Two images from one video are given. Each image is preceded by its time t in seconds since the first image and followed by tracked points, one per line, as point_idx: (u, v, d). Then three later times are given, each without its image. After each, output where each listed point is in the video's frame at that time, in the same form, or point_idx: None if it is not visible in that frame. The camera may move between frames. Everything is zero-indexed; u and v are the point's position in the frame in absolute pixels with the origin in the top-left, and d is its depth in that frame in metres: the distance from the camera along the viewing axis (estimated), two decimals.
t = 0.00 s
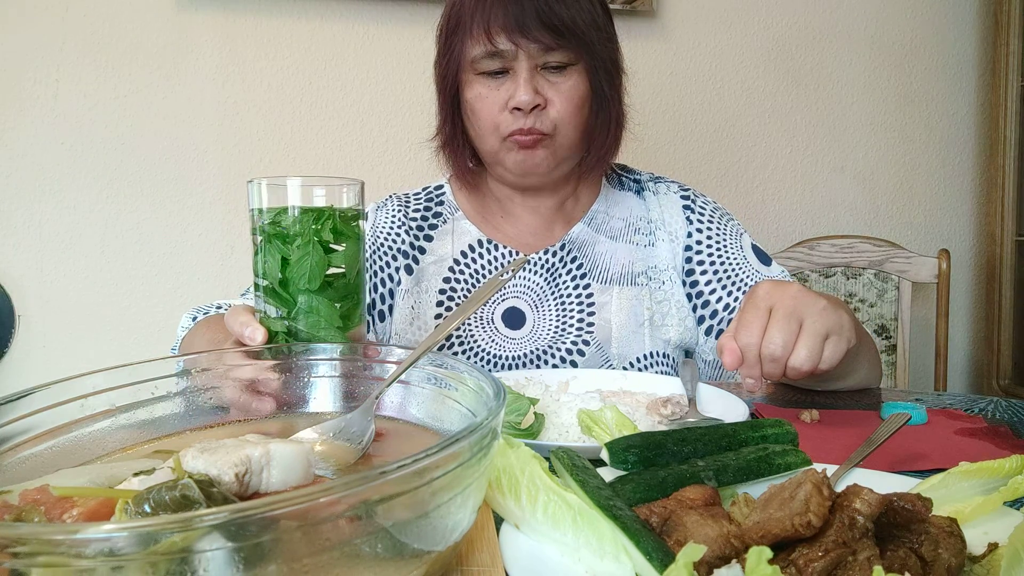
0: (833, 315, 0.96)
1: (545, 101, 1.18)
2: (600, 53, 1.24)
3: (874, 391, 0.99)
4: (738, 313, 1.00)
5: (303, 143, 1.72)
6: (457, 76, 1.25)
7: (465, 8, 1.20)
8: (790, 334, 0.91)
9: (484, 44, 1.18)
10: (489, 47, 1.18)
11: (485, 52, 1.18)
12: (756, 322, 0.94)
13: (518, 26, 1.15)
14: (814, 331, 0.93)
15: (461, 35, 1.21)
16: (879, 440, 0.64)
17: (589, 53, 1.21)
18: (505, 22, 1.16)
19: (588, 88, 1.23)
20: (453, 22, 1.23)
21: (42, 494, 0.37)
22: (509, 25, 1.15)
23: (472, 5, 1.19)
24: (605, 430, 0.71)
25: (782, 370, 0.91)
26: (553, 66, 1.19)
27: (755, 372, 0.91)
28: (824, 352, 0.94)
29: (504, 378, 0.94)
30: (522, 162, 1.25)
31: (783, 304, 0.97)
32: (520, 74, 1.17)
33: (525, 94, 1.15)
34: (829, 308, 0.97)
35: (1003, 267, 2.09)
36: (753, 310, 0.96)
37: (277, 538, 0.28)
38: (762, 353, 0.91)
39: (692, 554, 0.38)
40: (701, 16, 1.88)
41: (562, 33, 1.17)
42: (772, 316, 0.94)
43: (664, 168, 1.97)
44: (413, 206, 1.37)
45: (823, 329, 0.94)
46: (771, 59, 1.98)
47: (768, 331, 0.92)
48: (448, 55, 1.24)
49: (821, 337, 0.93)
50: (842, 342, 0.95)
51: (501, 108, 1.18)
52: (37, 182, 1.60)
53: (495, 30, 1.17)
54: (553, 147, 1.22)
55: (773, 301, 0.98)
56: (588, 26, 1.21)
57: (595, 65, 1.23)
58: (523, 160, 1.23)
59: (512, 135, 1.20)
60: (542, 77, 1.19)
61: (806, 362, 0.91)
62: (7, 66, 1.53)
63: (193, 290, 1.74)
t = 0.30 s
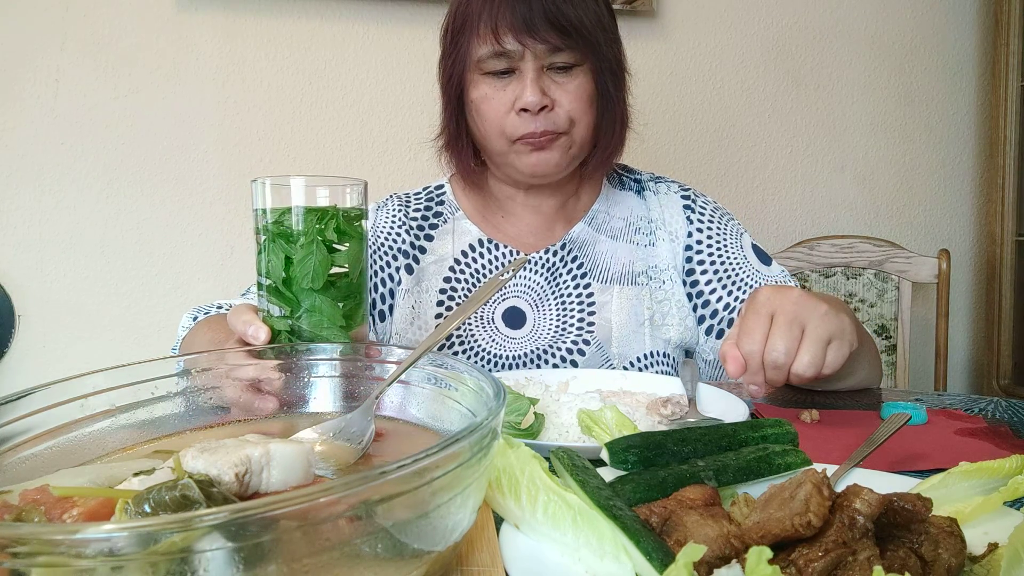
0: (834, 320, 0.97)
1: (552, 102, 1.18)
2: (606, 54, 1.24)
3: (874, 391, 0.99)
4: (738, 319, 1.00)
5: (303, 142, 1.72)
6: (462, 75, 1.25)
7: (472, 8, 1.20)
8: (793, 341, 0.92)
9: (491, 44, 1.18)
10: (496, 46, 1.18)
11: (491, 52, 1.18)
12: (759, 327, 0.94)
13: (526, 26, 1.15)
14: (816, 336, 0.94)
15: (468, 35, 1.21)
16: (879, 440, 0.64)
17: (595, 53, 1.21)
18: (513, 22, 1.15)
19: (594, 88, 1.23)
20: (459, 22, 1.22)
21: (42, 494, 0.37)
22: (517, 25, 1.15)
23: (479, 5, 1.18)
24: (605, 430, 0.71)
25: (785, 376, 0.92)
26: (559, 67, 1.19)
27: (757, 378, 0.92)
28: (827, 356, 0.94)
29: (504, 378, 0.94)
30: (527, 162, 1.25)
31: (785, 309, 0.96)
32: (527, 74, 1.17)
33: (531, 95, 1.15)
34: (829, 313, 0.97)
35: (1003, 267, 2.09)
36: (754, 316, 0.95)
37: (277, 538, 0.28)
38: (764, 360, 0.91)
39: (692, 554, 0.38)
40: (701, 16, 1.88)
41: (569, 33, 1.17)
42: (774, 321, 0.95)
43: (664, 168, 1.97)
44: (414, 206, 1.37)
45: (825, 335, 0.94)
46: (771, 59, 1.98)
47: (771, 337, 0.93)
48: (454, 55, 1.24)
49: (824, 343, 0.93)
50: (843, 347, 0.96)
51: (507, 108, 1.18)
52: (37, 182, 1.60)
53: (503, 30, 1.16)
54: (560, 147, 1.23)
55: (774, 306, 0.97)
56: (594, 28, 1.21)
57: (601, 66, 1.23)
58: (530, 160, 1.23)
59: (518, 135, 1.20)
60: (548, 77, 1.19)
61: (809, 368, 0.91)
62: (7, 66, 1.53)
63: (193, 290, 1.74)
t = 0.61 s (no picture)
0: (862, 302, 0.97)
1: (553, 104, 1.18)
2: (606, 56, 1.24)
3: (874, 391, 0.99)
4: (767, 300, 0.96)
5: (303, 142, 1.72)
6: (463, 77, 1.25)
7: (472, 10, 1.20)
8: (828, 320, 0.90)
9: (492, 46, 1.18)
10: (496, 48, 1.18)
11: (492, 54, 1.18)
12: (793, 307, 0.91)
13: (526, 29, 1.15)
14: (848, 318, 0.93)
15: (468, 37, 1.21)
16: (879, 441, 0.63)
17: (595, 54, 1.21)
18: (513, 24, 1.15)
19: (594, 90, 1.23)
20: (460, 24, 1.22)
21: (42, 494, 0.37)
22: (517, 27, 1.15)
23: (480, 7, 1.18)
24: (605, 430, 0.71)
25: (820, 357, 0.90)
26: (559, 68, 1.19)
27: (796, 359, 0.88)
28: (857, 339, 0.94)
29: (504, 378, 0.94)
30: (527, 164, 1.25)
31: (816, 291, 0.95)
32: (528, 77, 1.17)
33: (532, 97, 1.15)
34: (857, 296, 0.98)
35: (1003, 267, 2.09)
36: (787, 296, 0.93)
37: (277, 539, 0.28)
38: (802, 338, 0.88)
39: (692, 554, 0.38)
40: (701, 16, 1.88)
41: (570, 35, 1.17)
42: (806, 303, 0.93)
43: (665, 168, 1.97)
44: (414, 206, 1.37)
45: (855, 316, 0.94)
46: (771, 59, 1.98)
47: (806, 317, 0.90)
48: (454, 57, 1.24)
49: (855, 325, 0.93)
50: (874, 326, 0.97)
51: (507, 110, 1.18)
52: (38, 182, 1.60)
53: (503, 32, 1.16)
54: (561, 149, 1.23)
55: (804, 287, 0.96)
56: (595, 30, 1.21)
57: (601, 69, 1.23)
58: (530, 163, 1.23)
59: (519, 138, 1.20)
60: (549, 80, 1.19)
61: (844, 349, 0.90)
62: (7, 66, 1.53)
63: (193, 290, 1.74)
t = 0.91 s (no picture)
0: (869, 306, 0.99)
1: (557, 107, 1.18)
2: (609, 59, 1.25)
3: (874, 391, 0.99)
4: (776, 306, 1.02)
5: (303, 142, 1.72)
6: (465, 81, 1.24)
7: (475, 12, 1.19)
8: (832, 326, 0.93)
9: (495, 46, 1.17)
10: (501, 51, 1.17)
11: (496, 57, 1.18)
12: (797, 314, 0.96)
13: (532, 32, 1.15)
14: (853, 323, 0.95)
15: (470, 40, 1.20)
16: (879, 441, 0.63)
17: (597, 58, 1.22)
18: (518, 27, 1.15)
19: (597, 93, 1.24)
20: (462, 26, 1.21)
21: (43, 494, 0.37)
22: (521, 29, 1.15)
23: (484, 9, 1.18)
24: (605, 430, 0.71)
25: (826, 362, 0.93)
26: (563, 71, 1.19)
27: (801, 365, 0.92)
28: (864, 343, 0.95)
29: (504, 378, 0.94)
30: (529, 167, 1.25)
31: (822, 297, 0.99)
32: (531, 78, 1.17)
33: (537, 101, 1.15)
34: (864, 299, 0.99)
35: (1003, 267, 2.09)
36: (791, 303, 0.99)
37: (277, 538, 0.28)
38: (808, 344, 0.92)
39: (692, 554, 0.38)
40: (701, 16, 1.88)
41: (573, 37, 1.17)
42: (811, 309, 0.97)
43: (665, 168, 1.97)
44: (414, 208, 1.37)
45: (861, 320, 0.96)
46: (771, 59, 1.98)
47: (810, 323, 0.94)
48: (457, 59, 1.23)
49: (861, 329, 0.94)
50: (880, 330, 0.97)
51: (511, 113, 1.18)
52: (38, 182, 1.60)
53: (508, 35, 1.16)
54: (563, 151, 1.23)
55: (809, 294, 1.01)
56: (598, 32, 1.22)
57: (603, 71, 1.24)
58: (533, 164, 1.23)
59: (524, 141, 1.20)
60: (553, 82, 1.19)
61: (849, 353, 0.92)
62: (8, 66, 1.53)
63: (193, 290, 1.74)
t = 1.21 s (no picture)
0: (881, 306, 1.01)
1: (550, 104, 1.18)
2: (606, 59, 1.24)
3: (874, 391, 0.99)
4: (787, 304, 1.02)
5: (303, 142, 1.72)
6: (464, 77, 1.25)
7: (472, 10, 1.20)
8: (846, 325, 0.94)
9: (490, 43, 1.18)
10: (496, 47, 1.18)
11: (492, 53, 1.18)
12: (811, 312, 0.96)
13: (526, 29, 1.15)
14: (866, 322, 0.97)
15: (468, 37, 1.21)
16: (879, 441, 0.64)
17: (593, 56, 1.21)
18: (513, 24, 1.15)
19: (593, 92, 1.23)
20: (460, 24, 1.22)
21: (42, 494, 0.37)
22: (516, 26, 1.15)
23: (480, 6, 1.18)
24: (605, 430, 0.71)
25: (837, 361, 0.94)
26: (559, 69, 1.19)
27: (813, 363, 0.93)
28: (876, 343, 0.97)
29: (504, 378, 0.94)
30: (524, 164, 1.25)
31: (835, 295, 1.00)
32: (526, 75, 1.18)
33: (531, 97, 1.15)
34: (875, 300, 1.01)
35: (1003, 267, 2.09)
36: (806, 300, 0.99)
37: (277, 538, 0.28)
38: (820, 342, 0.93)
39: (692, 554, 0.38)
40: (701, 16, 1.88)
41: (568, 35, 1.17)
42: (825, 307, 0.98)
43: (665, 168, 1.97)
44: (419, 207, 1.37)
45: (873, 320, 0.98)
46: (771, 59, 1.98)
47: (824, 322, 0.95)
48: (455, 56, 1.24)
49: (873, 328, 0.96)
50: (891, 330, 1.00)
51: (506, 108, 1.19)
52: (38, 182, 1.60)
53: (502, 32, 1.17)
54: (558, 150, 1.23)
55: (822, 291, 1.02)
56: (595, 31, 1.21)
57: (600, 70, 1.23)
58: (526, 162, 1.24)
59: (518, 138, 1.21)
60: (548, 80, 1.19)
61: (862, 353, 0.93)
62: (8, 66, 1.53)
63: (193, 290, 1.74)
